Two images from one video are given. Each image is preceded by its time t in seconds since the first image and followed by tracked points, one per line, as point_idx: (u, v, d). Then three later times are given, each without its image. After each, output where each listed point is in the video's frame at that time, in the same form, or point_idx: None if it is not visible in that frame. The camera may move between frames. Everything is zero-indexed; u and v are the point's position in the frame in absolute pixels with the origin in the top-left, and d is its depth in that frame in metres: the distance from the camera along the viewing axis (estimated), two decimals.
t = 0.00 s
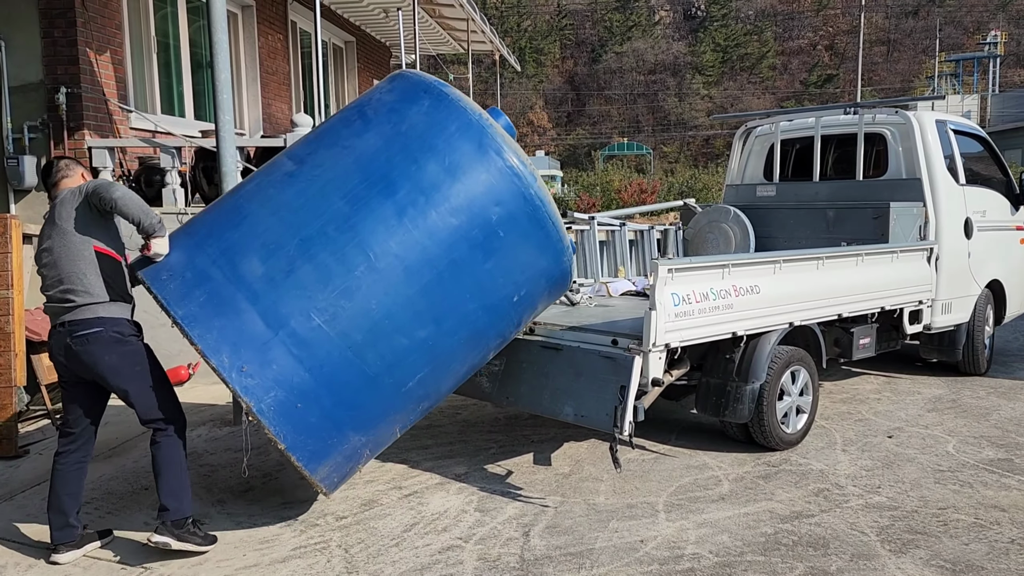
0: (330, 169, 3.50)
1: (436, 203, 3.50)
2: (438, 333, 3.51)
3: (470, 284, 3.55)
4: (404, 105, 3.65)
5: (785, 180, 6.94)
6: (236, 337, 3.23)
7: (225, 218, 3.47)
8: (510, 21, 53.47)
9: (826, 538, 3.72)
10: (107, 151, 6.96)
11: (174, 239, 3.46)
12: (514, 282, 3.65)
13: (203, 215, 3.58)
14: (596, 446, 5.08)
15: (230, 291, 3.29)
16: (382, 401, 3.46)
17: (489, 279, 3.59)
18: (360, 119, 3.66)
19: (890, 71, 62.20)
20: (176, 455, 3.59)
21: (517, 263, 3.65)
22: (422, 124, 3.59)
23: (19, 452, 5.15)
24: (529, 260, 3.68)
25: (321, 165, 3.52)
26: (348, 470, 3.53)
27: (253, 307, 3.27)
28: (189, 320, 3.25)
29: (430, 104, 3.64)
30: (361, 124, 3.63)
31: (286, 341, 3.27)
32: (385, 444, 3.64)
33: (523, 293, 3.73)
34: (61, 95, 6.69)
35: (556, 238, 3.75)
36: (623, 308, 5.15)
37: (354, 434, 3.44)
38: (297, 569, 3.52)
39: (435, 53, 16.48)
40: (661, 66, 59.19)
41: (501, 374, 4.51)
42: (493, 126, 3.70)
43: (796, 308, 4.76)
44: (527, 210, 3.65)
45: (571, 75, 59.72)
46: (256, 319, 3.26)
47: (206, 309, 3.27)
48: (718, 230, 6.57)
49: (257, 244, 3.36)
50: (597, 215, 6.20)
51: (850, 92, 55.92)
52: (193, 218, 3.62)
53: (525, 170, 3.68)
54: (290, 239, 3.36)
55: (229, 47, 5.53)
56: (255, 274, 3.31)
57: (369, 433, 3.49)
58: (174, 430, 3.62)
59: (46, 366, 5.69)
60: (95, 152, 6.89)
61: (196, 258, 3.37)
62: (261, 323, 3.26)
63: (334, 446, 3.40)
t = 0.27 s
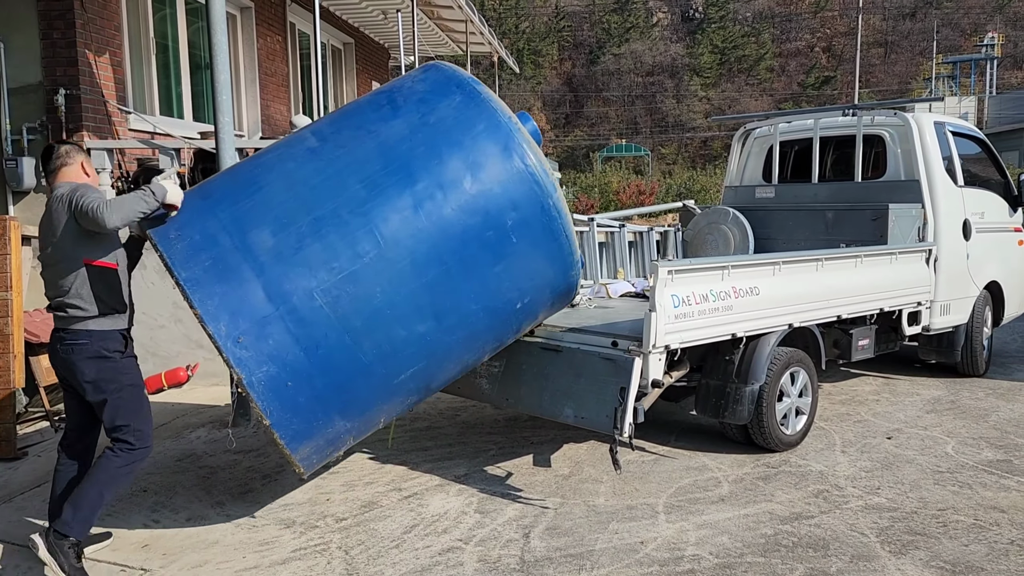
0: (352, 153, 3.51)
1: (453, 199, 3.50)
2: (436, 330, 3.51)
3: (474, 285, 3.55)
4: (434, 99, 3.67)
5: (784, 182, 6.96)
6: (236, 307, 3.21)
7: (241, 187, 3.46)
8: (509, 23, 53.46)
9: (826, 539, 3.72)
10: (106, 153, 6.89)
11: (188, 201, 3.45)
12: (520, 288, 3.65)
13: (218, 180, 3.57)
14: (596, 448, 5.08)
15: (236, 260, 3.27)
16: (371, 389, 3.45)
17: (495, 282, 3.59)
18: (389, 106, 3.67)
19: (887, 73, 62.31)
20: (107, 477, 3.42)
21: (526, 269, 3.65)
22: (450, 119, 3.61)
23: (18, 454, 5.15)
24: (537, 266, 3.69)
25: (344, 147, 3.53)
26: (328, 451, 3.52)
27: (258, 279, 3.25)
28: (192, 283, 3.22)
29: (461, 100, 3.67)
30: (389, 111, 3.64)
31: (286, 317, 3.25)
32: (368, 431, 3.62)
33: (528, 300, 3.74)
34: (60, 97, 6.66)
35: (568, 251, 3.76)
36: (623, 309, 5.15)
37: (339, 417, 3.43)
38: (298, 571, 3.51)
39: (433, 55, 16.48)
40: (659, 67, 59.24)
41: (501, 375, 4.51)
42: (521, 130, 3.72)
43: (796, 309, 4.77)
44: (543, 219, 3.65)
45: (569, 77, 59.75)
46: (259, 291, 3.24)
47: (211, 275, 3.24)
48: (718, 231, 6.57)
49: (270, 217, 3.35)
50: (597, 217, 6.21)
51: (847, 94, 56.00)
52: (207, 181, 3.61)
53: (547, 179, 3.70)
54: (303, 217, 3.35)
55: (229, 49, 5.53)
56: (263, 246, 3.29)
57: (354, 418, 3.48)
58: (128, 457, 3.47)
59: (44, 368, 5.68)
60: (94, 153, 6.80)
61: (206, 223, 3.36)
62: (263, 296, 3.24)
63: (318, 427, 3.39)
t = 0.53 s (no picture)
0: (363, 161, 3.45)
1: (460, 218, 3.46)
2: (432, 347, 3.51)
3: (474, 305, 3.54)
4: (453, 110, 3.60)
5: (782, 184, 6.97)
6: (234, 314, 3.21)
7: (249, 186, 3.41)
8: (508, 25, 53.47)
9: (825, 541, 3.72)
10: (105, 155, 6.88)
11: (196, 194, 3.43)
12: (519, 309, 3.64)
13: (225, 171, 3.53)
14: (594, 450, 5.08)
15: (237, 266, 3.25)
16: (362, 398, 3.48)
17: (495, 304, 3.58)
18: (405, 112, 3.60)
19: (886, 75, 62.37)
20: (59, 492, 3.39)
21: (528, 291, 3.64)
22: (467, 134, 3.54)
23: (17, 456, 5.15)
24: (539, 288, 3.67)
25: (356, 153, 3.47)
26: (314, 452, 3.58)
27: (259, 288, 3.24)
28: (192, 286, 3.21)
29: (480, 114, 3.60)
30: (405, 117, 3.57)
31: (283, 328, 3.26)
32: (356, 433, 3.67)
33: (526, 319, 3.73)
34: (59, 99, 6.66)
35: (571, 274, 3.73)
36: (622, 311, 5.16)
37: (329, 423, 3.48)
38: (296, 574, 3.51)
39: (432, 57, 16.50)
40: (658, 69, 59.28)
41: (500, 377, 4.51)
42: (538, 149, 3.65)
43: (794, 311, 4.77)
44: (550, 245, 3.62)
45: (568, 79, 59.79)
46: (258, 301, 3.23)
47: (211, 278, 3.23)
48: (716, 233, 6.58)
49: (274, 223, 3.32)
50: (595, 219, 6.22)
51: (846, 96, 56.05)
52: (216, 170, 3.57)
53: (559, 202, 3.65)
54: (309, 227, 3.32)
55: (228, 51, 5.54)
56: (266, 254, 3.27)
57: (343, 424, 3.52)
58: (82, 476, 3.44)
59: (43, 370, 5.67)
60: (94, 156, 6.83)
61: (211, 222, 3.33)
62: (262, 306, 3.24)
63: (307, 432, 3.44)
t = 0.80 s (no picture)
0: (372, 174, 3.42)
1: (465, 237, 3.42)
2: (431, 361, 3.51)
3: (475, 323, 3.52)
4: (467, 124, 3.53)
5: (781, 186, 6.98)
6: (235, 324, 3.23)
7: (256, 191, 3.39)
8: (507, 27, 53.47)
9: (824, 544, 3.72)
10: (104, 157, 6.85)
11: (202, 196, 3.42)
12: (521, 326, 3.62)
13: (234, 171, 3.51)
14: (593, 452, 5.08)
15: (239, 275, 3.26)
16: (359, 407, 3.51)
17: (496, 323, 3.56)
18: (418, 123, 3.53)
19: (885, 76, 62.43)
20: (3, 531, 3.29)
21: (531, 310, 3.61)
22: (479, 150, 3.47)
23: (16, 458, 5.15)
24: (543, 306, 3.64)
25: (365, 164, 3.43)
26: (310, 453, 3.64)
27: (260, 299, 3.25)
28: (194, 293, 3.23)
29: (494, 130, 3.52)
30: (417, 128, 3.52)
31: (283, 340, 3.28)
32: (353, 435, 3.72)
33: (527, 334, 3.72)
34: (59, 101, 6.66)
35: (575, 293, 3.68)
36: (621, 314, 5.16)
37: (325, 430, 3.52)
38: None
39: (432, 58, 16.50)
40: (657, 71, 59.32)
41: (499, 379, 4.51)
42: (551, 168, 3.57)
43: (793, 314, 4.77)
44: (556, 267, 3.56)
45: (568, 81, 59.80)
46: (259, 312, 3.25)
47: (213, 287, 3.24)
48: (715, 236, 6.59)
49: (278, 234, 3.31)
50: (595, 221, 6.23)
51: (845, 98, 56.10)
52: (225, 168, 3.55)
53: (569, 223, 3.58)
54: (312, 239, 3.31)
55: (227, 54, 5.54)
56: (269, 264, 3.27)
57: (339, 429, 3.57)
58: (25, 514, 3.31)
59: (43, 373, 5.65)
60: (93, 157, 6.78)
61: (216, 227, 3.32)
62: (262, 318, 3.26)
63: (302, 438, 3.49)
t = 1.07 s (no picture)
0: (382, 160, 3.44)
1: (473, 224, 3.44)
2: (434, 349, 3.51)
3: (480, 312, 3.53)
4: (476, 114, 3.58)
5: (782, 188, 6.98)
6: (242, 303, 3.21)
7: (266, 175, 3.39)
8: (507, 29, 53.47)
9: (824, 546, 3.72)
10: (104, 158, 6.87)
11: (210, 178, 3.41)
12: (524, 318, 3.64)
13: (243, 156, 3.51)
14: (594, 454, 5.08)
15: (248, 254, 3.24)
16: (361, 394, 3.49)
17: (501, 312, 3.57)
18: (428, 113, 3.58)
19: (885, 78, 62.44)
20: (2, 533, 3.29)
21: (535, 301, 3.63)
22: (488, 140, 3.52)
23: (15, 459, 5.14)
24: (547, 298, 3.66)
25: (375, 150, 3.46)
26: (309, 442, 3.59)
27: (268, 278, 3.23)
28: (202, 270, 3.20)
29: (503, 121, 3.57)
30: (427, 118, 3.56)
31: (289, 321, 3.26)
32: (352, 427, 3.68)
33: (531, 326, 3.73)
34: (59, 102, 6.66)
35: (578, 286, 3.71)
36: (621, 315, 5.16)
37: (326, 416, 3.49)
38: None
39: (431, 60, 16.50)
40: (657, 73, 59.33)
41: (498, 380, 4.52)
42: (558, 160, 3.63)
43: (793, 316, 4.77)
44: (562, 257, 3.60)
45: (568, 82, 59.79)
46: (266, 291, 3.23)
47: (221, 265, 3.22)
48: (715, 237, 6.59)
49: (288, 216, 3.30)
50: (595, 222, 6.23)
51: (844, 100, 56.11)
52: (233, 153, 3.55)
53: (575, 215, 3.63)
54: (322, 222, 3.32)
55: (227, 55, 5.54)
56: (277, 244, 3.26)
57: (340, 417, 3.53)
58: (24, 517, 3.31)
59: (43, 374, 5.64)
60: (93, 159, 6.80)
61: (225, 208, 3.31)
62: (269, 298, 3.23)
63: (303, 424, 3.45)
